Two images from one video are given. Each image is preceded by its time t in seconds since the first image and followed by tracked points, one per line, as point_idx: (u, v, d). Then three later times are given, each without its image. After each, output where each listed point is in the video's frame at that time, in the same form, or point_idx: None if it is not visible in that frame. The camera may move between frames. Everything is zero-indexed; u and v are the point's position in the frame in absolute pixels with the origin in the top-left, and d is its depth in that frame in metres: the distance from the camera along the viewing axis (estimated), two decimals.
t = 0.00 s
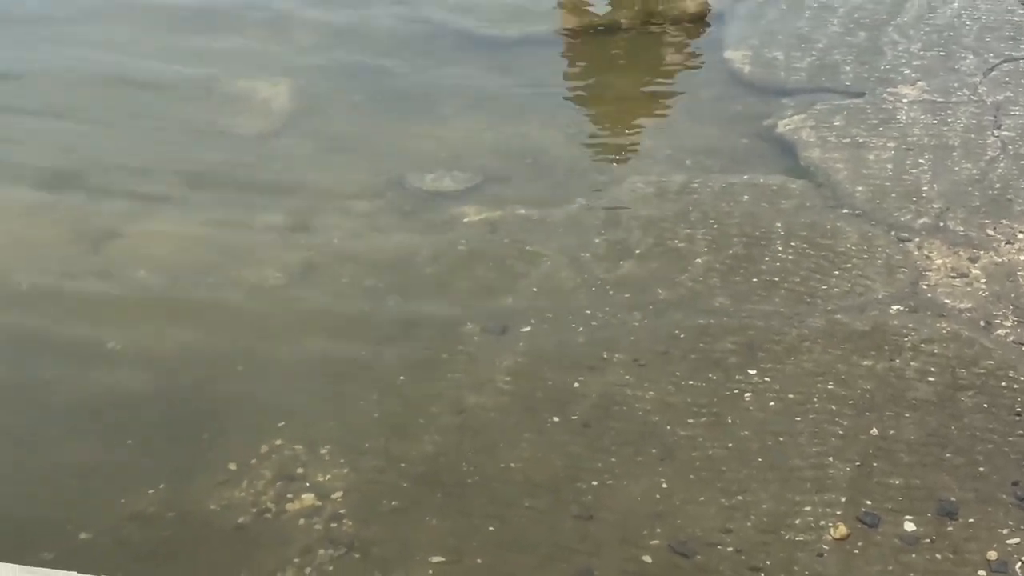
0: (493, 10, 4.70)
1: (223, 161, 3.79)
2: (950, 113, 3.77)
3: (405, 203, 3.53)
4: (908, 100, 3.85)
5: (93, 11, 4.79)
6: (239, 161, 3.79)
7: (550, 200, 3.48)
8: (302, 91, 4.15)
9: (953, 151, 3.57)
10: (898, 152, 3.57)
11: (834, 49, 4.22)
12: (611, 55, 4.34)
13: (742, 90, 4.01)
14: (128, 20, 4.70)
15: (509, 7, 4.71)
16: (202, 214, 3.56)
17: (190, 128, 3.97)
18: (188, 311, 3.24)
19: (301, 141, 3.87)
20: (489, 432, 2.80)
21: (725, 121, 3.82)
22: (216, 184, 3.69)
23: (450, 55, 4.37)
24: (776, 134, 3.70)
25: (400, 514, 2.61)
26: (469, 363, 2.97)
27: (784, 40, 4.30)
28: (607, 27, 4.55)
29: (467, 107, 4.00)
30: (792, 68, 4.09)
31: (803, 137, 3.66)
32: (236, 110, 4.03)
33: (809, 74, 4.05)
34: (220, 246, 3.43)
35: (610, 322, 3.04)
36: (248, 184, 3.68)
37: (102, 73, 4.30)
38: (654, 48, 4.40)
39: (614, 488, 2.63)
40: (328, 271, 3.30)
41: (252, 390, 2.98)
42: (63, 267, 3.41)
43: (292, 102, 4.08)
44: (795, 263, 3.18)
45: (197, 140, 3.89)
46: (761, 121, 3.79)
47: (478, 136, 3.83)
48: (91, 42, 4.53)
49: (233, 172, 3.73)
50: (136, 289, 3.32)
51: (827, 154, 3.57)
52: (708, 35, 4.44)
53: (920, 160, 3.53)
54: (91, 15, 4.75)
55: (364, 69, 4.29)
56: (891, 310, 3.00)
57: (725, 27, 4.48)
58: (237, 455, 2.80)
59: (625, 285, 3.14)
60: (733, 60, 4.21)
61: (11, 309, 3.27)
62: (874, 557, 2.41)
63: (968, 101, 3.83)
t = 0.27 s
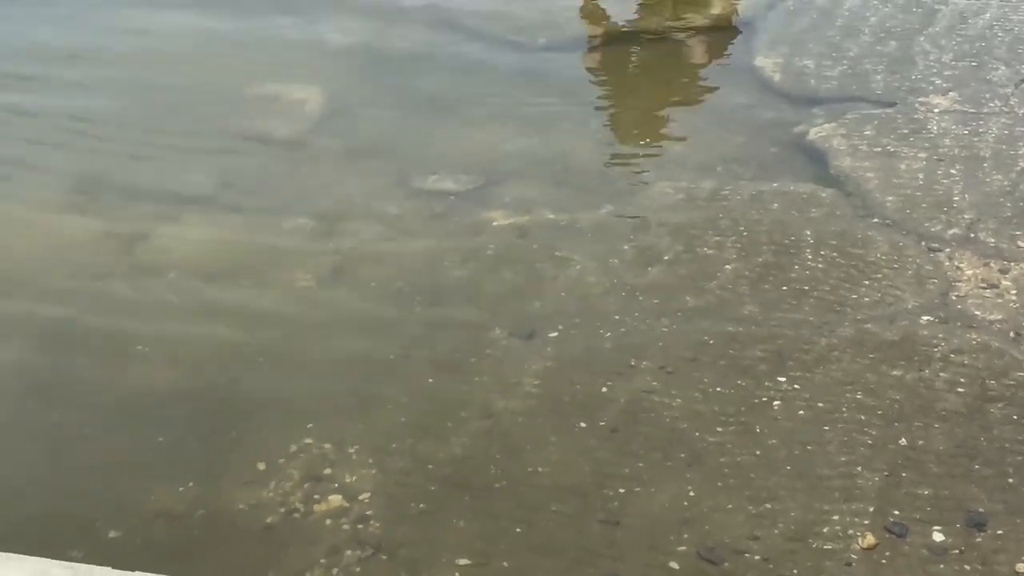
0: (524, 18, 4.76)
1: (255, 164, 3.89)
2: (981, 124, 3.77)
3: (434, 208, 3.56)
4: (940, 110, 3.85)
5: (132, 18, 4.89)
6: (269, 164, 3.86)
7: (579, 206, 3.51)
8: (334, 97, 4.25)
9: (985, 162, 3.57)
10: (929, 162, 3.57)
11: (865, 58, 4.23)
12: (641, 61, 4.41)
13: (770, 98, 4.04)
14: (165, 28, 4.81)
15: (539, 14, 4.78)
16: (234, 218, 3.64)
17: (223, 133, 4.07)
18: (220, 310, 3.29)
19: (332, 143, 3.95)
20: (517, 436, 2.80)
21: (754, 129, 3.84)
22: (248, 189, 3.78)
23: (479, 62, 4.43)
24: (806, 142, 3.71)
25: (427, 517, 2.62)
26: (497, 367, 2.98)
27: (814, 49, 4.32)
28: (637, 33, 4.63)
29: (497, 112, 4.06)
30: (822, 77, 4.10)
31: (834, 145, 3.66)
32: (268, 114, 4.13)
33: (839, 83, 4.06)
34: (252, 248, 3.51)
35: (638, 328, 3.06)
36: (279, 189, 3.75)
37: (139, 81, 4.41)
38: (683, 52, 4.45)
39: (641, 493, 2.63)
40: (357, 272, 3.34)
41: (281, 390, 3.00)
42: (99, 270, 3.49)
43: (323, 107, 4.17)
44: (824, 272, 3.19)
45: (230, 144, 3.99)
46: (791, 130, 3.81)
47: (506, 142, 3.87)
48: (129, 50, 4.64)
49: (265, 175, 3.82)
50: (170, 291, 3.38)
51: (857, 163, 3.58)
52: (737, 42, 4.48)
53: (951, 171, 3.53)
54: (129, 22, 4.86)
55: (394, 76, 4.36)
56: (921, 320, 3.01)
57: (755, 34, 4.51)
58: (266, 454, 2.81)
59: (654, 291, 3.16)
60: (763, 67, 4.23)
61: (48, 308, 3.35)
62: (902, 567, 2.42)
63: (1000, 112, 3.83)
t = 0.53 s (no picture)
0: (553, 34, 4.86)
1: (288, 168, 3.99)
2: (1014, 136, 3.91)
3: (466, 213, 3.63)
4: (972, 122, 4.00)
5: (168, 29, 5.01)
6: (302, 170, 3.97)
7: (610, 213, 3.57)
8: (368, 103, 4.37)
9: (1017, 174, 3.69)
10: (961, 174, 3.69)
11: (899, 69, 4.41)
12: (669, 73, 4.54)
13: (806, 107, 4.18)
14: (200, 39, 4.92)
15: (569, 27, 4.92)
16: (265, 220, 3.72)
17: (258, 138, 4.18)
18: (250, 310, 3.33)
19: (363, 152, 4.05)
20: (545, 440, 2.82)
21: (788, 138, 3.96)
22: (280, 191, 3.86)
23: (510, 74, 4.54)
24: (839, 152, 3.82)
25: (455, 520, 2.62)
26: (526, 371, 3.00)
27: (849, 59, 4.51)
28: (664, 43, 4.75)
29: (529, 120, 4.18)
30: (856, 87, 4.27)
31: (867, 156, 3.78)
32: (303, 120, 4.26)
33: (872, 94, 4.23)
34: (282, 251, 3.57)
35: (668, 335, 3.08)
36: (311, 193, 3.83)
37: (174, 91, 4.52)
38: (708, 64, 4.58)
39: (669, 500, 2.63)
40: (388, 276, 3.40)
41: (311, 391, 3.03)
42: (131, 270, 3.54)
43: (354, 114, 4.29)
44: (855, 282, 3.24)
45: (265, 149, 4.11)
46: (824, 139, 3.93)
47: (540, 147, 3.99)
48: (165, 61, 4.75)
49: (298, 179, 3.92)
50: (201, 291, 3.43)
51: (890, 174, 3.68)
52: (770, 52, 4.65)
53: (983, 183, 3.65)
54: (165, 32, 4.98)
55: (425, 88, 4.47)
56: (952, 331, 3.05)
57: (790, 43, 4.70)
58: (295, 456, 2.83)
59: (683, 298, 3.20)
60: (797, 76, 4.40)
61: (80, 306, 3.40)
62: None
63: None
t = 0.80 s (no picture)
0: (584, 45, 4.91)
1: (321, 172, 4.06)
2: None
3: (497, 219, 3.67)
4: (1006, 134, 4.00)
5: (205, 36, 5.11)
6: (333, 174, 4.03)
7: (640, 222, 3.59)
8: (400, 109, 4.44)
9: None
10: (994, 186, 3.69)
11: (932, 80, 4.42)
12: (699, 80, 4.57)
13: (839, 117, 4.20)
14: (235, 46, 5.01)
15: (600, 37, 4.98)
16: (296, 223, 3.77)
17: (291, 143, 4.25)
18: (280, 312, 3.38)
19: (393, 158, 4.11)
20: (572, 446, 2.82)
21: (820, 148, 3.98)
22: (311, 195, 3.92)
23: (541, 84, 4.59)
24: (870, 163, 3.84)
25: (480, 524, 2.63)
26: (554, 377, 3.02)
27: (881, 70, 4.53)
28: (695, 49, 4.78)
29: (560, 127, 4.24)
30: (888, 98, 4.30)
31: (899, 167, 3.79)
32: (337, 126, 4.34)
33: (905, 105, 4.25)
34: (313, 254, 3.62)
35: (696, 343, 3.09)
36: (343, 197, 3.89)
37: (209, 97, 4.61)
38: (739, 73, 4.62)
39: (696, 508, 2.63)
40: (418, 281, 3.43)
41: (340, 393, 3.06)
42: (163, 272, 3.59)
43: (386, 120, 4.36)
44: (886, 293, 3.25)
45: (298, 153, 4.18)
46: (855, 150, 3.95)
47: (573, 154, 4.04)
48: (201, 67, 4.84)
49: (329, 183, 3.98)
50: (232, 293, 3.47)
51: (922, 185, 3.68)
52: (801, 63, 4.69)
53: (1016, 196, 3.65)
54: (202, 39, 5.08)
55: (456, 96, 4.53)
56: (984, 343, 3.05)
57: (822, 55, 4.74)
58: (323, 457, 2.85)
59: (713, 307, 3.22)
60: (828, 88, 4.43)
61: (114, 305, 3.45)
62: None
63: None
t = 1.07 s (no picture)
0: (614, 56, 4.94)
1: (350, 179, 4.11)
2: None
3: (525, 228, 3.71)
4: None
5: (238, 39, 5.18)
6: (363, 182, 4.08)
7: (669, 233, 3.61)
8: (430, 118, 4.49)
9: None
10: None
11: (965, 95, 4.43)
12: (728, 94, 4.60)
13: (871, 130, 4.21)
14: (269, 52, 5.08)
15: (630, 49, 5.01)
16: (324, 231, 3.81)
17: (322, 150, 4.30)
18: (307, 318, 3.40)
19: (422, 166, 4.16)
20: (597, 456, 2.82)
21: (851, 161, 3.99)
22: (341, 202, 3.96)
23: (570, 95, 4.64)
24: (901, 176, 3.84)
25: (503, 533, 2.62)
26: (580, 388, 3.02)
27: (914, 84, 4.54)
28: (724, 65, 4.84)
29: (590, 138, 4.27)
30: (921, 112, 4.30)
31: (930, 182, 3.79)
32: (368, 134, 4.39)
33: (938, 119, 4.25)
34: (341, 262, 3.65)
35: (723, 356, 3.08)
36: (372, 206, 3.93)
37: (241, 103, 4.67)
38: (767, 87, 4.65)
39: (720, 520, 2.61)
40: (445, 289, 3.46)
41: (366, 400, 3.07)
42: (193, 277, 3.63)
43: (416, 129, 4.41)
44: (915, 308, 3.24)
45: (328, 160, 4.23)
46: (886, 163, 3.95)
47: (603, 164, 4.07)
48: (234, 73, 4.91)
49: (359, 191, 4.03)
50: (260, 299, 3.50)
51: (953, 201, 3.68)
52: (834, 76, 4.70)
53: None
54: (236, 44, 5.15)
55: (486, 106, 4.58)
56: (1013, 359, 3.04)
57: (855, 68, 4.74)
58: (348, 464, 2.85)
59: (741, 319, 3.21)
60: (860, 101, 4.43)
61: (143, 311, 3.47)
62: None
63: None
